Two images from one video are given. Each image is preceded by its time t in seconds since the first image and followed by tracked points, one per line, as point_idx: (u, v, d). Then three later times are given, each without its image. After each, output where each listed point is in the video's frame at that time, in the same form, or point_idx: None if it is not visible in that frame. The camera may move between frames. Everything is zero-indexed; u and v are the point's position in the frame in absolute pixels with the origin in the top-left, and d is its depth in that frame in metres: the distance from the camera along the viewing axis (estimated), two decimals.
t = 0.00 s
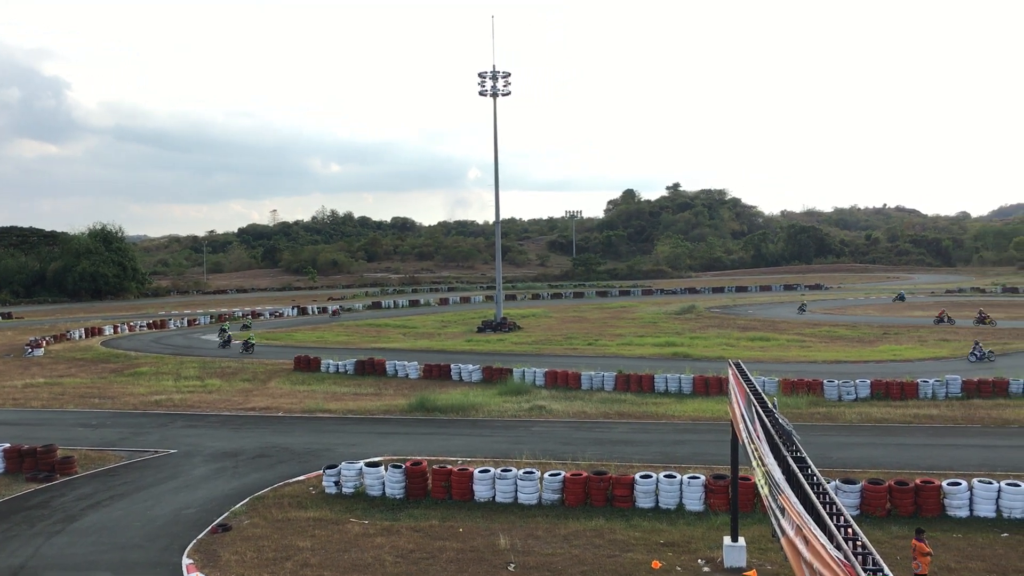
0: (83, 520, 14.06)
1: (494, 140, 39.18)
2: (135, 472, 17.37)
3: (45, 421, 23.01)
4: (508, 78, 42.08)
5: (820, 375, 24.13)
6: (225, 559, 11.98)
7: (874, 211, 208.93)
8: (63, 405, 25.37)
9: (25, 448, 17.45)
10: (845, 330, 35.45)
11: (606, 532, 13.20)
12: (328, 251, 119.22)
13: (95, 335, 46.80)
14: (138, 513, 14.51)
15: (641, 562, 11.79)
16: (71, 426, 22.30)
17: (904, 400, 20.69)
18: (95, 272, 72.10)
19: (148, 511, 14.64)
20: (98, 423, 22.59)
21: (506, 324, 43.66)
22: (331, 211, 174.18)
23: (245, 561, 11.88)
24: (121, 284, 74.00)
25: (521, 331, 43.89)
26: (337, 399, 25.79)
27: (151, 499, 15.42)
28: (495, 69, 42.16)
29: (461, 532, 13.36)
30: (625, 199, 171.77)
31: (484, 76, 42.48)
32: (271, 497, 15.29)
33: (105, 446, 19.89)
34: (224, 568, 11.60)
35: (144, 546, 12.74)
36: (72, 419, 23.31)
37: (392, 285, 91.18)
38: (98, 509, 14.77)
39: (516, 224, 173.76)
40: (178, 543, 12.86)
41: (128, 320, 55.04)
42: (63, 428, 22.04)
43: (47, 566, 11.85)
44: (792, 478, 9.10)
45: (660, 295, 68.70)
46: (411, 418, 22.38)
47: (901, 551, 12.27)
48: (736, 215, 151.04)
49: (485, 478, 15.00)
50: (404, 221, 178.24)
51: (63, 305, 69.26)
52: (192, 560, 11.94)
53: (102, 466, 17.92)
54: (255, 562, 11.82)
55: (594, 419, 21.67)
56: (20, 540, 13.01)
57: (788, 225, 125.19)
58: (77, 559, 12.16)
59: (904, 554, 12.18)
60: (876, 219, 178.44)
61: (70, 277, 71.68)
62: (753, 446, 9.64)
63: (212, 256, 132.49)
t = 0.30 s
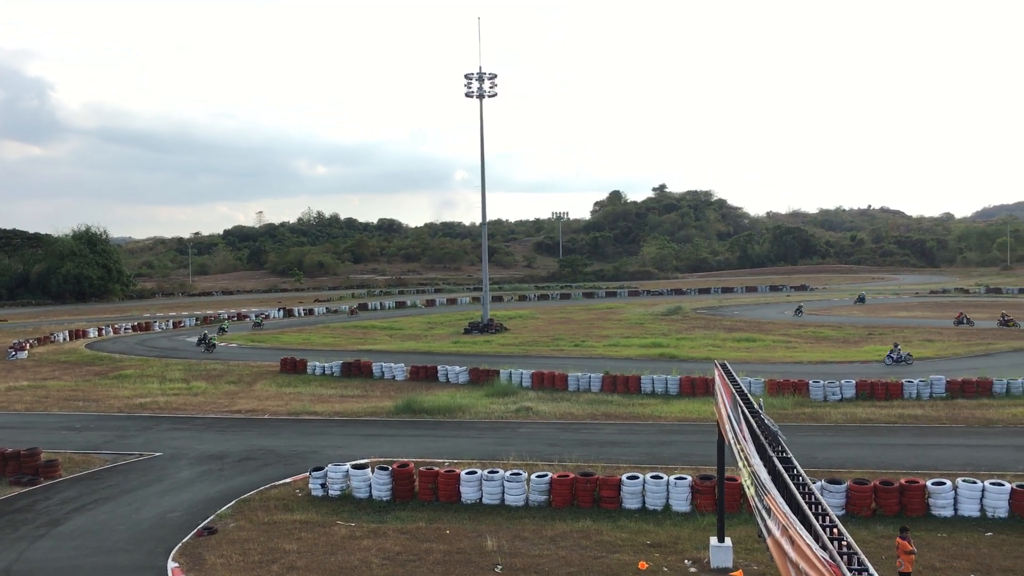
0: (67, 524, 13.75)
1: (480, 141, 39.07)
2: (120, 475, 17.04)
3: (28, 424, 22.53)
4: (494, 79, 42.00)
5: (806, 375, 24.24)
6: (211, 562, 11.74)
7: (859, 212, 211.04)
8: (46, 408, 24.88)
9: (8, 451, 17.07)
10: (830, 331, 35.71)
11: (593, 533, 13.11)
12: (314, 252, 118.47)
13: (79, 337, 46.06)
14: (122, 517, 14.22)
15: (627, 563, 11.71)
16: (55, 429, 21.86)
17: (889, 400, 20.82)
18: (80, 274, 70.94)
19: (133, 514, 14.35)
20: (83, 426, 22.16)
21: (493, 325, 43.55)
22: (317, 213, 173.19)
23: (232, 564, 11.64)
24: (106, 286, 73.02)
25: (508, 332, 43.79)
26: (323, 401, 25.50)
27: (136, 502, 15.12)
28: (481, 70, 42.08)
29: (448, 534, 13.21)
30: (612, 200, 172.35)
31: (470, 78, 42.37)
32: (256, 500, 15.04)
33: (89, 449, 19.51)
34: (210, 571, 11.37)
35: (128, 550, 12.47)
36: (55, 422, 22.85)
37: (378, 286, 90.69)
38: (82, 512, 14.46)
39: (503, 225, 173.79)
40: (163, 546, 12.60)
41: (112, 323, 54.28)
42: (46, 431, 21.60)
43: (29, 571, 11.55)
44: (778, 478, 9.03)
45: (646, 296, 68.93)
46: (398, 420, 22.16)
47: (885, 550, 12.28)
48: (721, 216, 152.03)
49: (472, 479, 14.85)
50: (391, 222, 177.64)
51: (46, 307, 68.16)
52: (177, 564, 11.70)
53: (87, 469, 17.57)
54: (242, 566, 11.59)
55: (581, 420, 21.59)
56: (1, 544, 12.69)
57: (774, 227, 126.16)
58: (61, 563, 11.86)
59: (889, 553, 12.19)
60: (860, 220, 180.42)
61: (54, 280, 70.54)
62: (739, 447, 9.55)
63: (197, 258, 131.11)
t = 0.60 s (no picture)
0: (41, 530, 13.29)
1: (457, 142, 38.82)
2: (94, 480, 16.53)
3: None
4: (471, 81, 41.79)
5: (783, 376, 24.42)
6: (187, 567, 11.40)
7: (834, 213, 214.20)
8: (18, 413, 24.09)
9: None
10: (806, 332, 36.07)
11: (571, 534, 12.96)
12: (291, 254, 116.93)
13: (52, 341, 44.79)
14: (97, 521, 13.78)
15: (606, 564, 11.59)
16: (27, 433, 21.17)
17: (864, 400, 21.01)
18: (53, 276, 69.08)
19: (107, 519, 13.91)
20: (56, 431, 21.49)
21: (471, 327, 43.31)
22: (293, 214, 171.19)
23: (208, 569, 11.30)
24: (79, 289, 71.23)
25: (486, 334, 43.57)
26: (301, 404, 25.04)
27: (111, 507, 14.67)
28: (459, 72, 41.85)
29: (426, 537, 12.97)
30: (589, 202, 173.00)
31: (448, 79, 42.13)
32: (232, 504, 14.66)
33: (63, 453, 18.90)
34: None
35: (102, 555, 12.07)
36: (27, 426, 22.12)
37: (355, 289, 89.80)
38: (55, 517, 13.98)
39: (480, 227, 173.42)
40: (139, 552, 12.21)
41: (85, 326, 52.94)
42: (18, 436, 20.91)
43: None
44: (755, 478, 8.95)
45: (624, 298, 69.14)
46: (376, 423, 21.81)
47: (860, 549, 12.27)
48: (698, 218, 153.40)
49: (450, 482, 14.61)
50: (368, 224, 176.25)
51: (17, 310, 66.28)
52: (152, 569, 11.33)
53: (61, 474, 17.02)
54: (218, 570, 11.25)
55: (559, 422, 21.45)
56: None
57: (750, 228, 127.55)
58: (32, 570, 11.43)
59: (864, 552, 12.17)
60: (835, 222, 183.25)
61: (25, 282, 68.57)
62: (715, 447, 9.49)
63: (173, 260, 128.62)
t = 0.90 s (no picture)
0: None
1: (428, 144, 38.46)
2: (59, 486, 15.89)
3: None
4: (442, 83, 41.50)
5: (752, 377, 24.63)
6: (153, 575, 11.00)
7: (801, 217, 218.28)
8: None
9: None
10: (773, 334, 36.59)
11: (543, 537, 12.75)
12: (260, 258, 114.91)
13: (16, 346, 43.09)
14: (60, 529, 13.24)
15: (577, 566, 11.41)
16: None
17: (832, 401, 21.25)
18: (17, 280, 66.59)
19: (71, 526, 13.39)
20: (19, 437, 20.63)
21: (442, 330, 42.94)
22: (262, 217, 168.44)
23: None
24: (44, 293, 68.84)
25: (457, 337, 43.23)
26: (270, 408, 24.43)
27: (76, 514, 14.12)
28: (429, 75, 41.53)
29: (397, 541, 12.65)
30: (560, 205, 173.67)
31: (418, 82, 41.78)
32: (200, 509, 14.17)
33: (26, 460, 18.13)
34: None
35: (67, 564, 11.60)
36: None
37: (325, 292, 88.60)
38: (16, 526, 13.40)
39: (451, 230, 172.72)
40: (105, 559, 11.77)
41: (48, 331, 51.11)
42: None
43: None
44: (724, 479, 8.81)
45: (595, 300, 69.41)
46: (346, 427, 21.33)
47: (828, 549, 12.20)
48: (668, 221, 155.08)
49: (421, 485, 14.30)
50: (338, 227, 174.28)
51: None
52: None
53: (24, 481, 16.34)
54: None
55: (530, 425, 21.24)
56: None
57: (719, 231, 129.25)
58: None
59: (832, 552, 12.09)
60: (803, 225, 186.90)
61: None
62: (685, 449, 9.35)
63: (139, 263, 125.30)
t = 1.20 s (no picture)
0: None
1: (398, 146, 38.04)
2: (21, 494, 15.34)
3: None
4: (412, 86, 41.12)
5: (721, 379, 24.79)
6: None
7: (769, 219, 221.73)
8: None
9: None
10: (742, 335, 36.98)
11: (514, 540, 12.53)
12: (228, 261, 112.64)
13: None
14: (23, 537, 12.84)
15: (548, 569, 11.23)
16: None
17: (799, 401, 21.46)
18: None
19: (35, 534, 12.98)
20: None
21: (412, 333, 42.48)
22: (230, 219, 165.31)
23: None
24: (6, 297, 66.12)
25: (428, 340, 42.81)
26: (239, 413, 23.80)
27: (40, 521, 13.69)
28: (399, 77, 41.11)
29: (368, 545, 12.34)
30: (531, 208, 173.94)
31: (388, 84, 41.33)
32: (168, 516, 13.75)
33: None
34: None
35: (31, 571, 11.27)
36: None
37: (294, 295, 87.20)
38: None
39: (422, 232, 171.62)
40: (69, 567, 11.43)
41: (8, 335, 49.22)
42: None
43: None
44: (695, 481, 8.67)
45: (565, 303, 69.49)
46: (315, 431, 20.85)
47: (797, 549, 12.17)
48: (638, 223, 156.46)
49: (392, 489, 13.96)
50: (308, 229, 171.89)
51: None
52: None
53: None
54: None
55: (502, 427, 21.02)
56: None
57: (689, 234, 130.71)
58: None
59: (801, 551, 12.07)
60: (771, 228, 190.15)
61: None
62: (654, 451, 9.21)
63: (105, 266, 121.77)
